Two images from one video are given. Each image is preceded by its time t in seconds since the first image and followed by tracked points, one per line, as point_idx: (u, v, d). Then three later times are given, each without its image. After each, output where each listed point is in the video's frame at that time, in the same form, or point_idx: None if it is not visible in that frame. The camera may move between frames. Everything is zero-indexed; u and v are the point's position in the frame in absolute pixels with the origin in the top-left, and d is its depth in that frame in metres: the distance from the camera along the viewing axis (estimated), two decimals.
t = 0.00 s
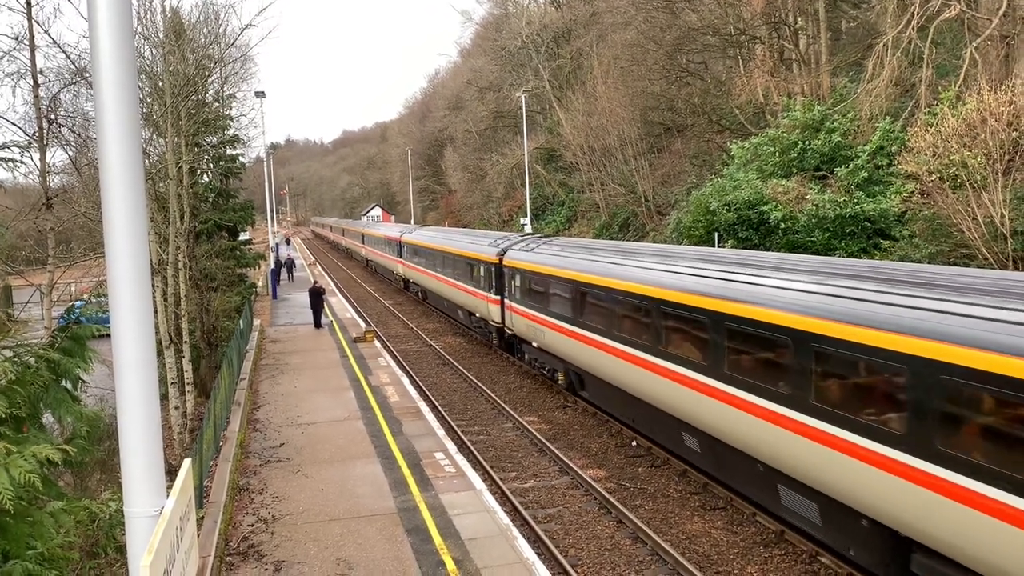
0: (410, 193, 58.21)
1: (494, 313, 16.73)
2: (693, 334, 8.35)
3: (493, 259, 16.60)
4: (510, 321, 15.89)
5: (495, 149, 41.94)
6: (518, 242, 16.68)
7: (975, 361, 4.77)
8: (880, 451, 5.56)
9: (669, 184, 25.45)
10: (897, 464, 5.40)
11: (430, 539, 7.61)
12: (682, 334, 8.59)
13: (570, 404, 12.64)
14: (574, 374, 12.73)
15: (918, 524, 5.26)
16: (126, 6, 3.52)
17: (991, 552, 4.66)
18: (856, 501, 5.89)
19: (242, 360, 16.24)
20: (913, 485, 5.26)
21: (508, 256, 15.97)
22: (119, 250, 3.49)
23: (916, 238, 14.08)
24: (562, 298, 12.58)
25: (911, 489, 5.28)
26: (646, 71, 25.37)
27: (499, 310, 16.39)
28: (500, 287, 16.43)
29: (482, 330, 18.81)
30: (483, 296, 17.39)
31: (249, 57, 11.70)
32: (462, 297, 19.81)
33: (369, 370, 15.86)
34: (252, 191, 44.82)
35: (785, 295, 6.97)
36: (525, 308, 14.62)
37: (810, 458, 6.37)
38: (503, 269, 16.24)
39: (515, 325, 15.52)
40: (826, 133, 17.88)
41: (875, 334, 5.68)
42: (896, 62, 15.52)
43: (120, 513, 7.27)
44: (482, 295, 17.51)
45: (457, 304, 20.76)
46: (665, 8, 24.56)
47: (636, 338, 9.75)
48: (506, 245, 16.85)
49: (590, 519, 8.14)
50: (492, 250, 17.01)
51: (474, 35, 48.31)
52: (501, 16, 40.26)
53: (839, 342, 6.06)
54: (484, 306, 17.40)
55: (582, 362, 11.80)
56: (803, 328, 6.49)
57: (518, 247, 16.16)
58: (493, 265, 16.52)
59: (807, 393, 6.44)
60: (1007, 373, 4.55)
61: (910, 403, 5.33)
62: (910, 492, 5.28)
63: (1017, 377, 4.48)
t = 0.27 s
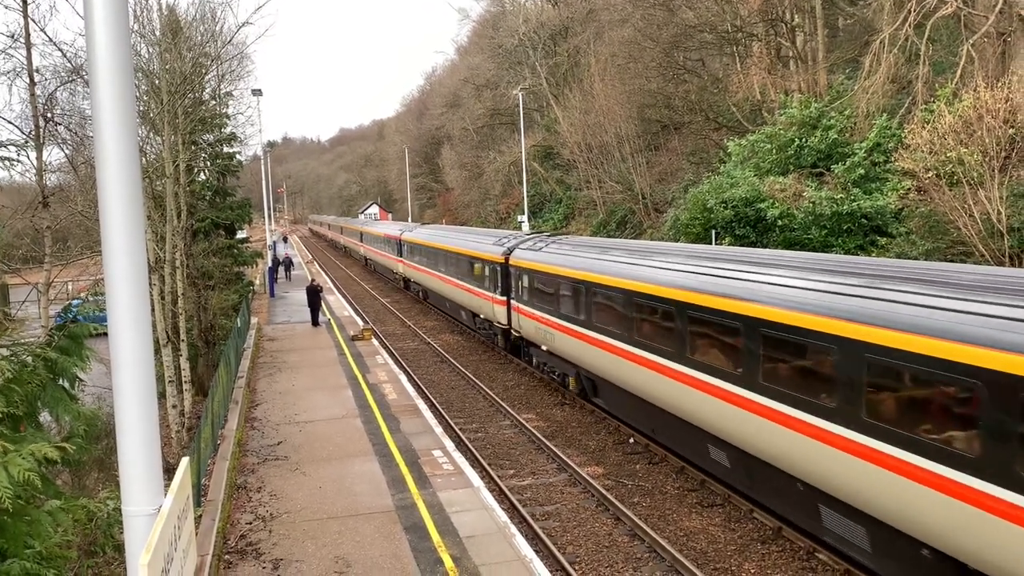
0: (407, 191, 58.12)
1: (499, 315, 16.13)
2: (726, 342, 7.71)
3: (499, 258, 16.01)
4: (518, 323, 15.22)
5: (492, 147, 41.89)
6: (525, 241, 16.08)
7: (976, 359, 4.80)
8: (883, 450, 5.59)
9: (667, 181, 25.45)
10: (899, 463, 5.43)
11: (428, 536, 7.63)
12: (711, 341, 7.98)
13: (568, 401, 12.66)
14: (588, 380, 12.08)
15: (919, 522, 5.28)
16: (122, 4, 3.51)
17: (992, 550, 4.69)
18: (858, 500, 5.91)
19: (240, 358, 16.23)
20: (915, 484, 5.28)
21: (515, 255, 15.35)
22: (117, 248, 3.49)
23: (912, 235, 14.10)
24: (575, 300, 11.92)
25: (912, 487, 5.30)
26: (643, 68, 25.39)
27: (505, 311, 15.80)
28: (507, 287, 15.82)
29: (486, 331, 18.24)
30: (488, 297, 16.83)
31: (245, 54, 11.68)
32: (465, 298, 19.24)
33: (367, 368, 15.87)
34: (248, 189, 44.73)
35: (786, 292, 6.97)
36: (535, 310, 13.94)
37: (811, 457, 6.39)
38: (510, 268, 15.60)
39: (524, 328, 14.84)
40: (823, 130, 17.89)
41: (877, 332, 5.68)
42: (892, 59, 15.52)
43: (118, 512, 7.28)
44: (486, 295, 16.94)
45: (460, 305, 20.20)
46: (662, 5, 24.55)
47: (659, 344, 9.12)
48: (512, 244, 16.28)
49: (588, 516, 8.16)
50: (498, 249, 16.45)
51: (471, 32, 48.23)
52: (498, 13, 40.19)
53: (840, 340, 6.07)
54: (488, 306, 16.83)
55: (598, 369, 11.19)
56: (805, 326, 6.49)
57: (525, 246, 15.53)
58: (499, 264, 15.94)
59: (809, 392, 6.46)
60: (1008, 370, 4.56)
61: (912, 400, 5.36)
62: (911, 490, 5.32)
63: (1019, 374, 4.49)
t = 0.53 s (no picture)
0: (404, 190, 58.07)
1: (504, 316, 15.54)
2: (759, 349, 7.04)
3: (504, 257, 15.46)
4: (526, 326, 14.56)
5: (490, 145, 41.86)
6: (531, 240, 15.51)
7: (963, 353, 4.78)
8: (873, 444, 5.55)
9: (664, 180, 25.46)
10: (888, 457, 5.40)
11: (425, 535, 7.64)
12: (742, 347, 7.31)
13: (565, 400, 12.66)
14: (602, 388, 11.40)
15: (909, 517, 5.25)
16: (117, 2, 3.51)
17: (981, 544, 4.66)
18: (850, 495, 5.87)
19: (237, 357, 16.21)
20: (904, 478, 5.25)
21: (522, 255, 14.74)
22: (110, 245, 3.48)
23: (909, 233, 14.13)
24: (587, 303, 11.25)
25: (902, 482, 5.27)
26: (640, 67, 25.44)
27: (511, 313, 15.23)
28: (513, 288, 15.22)
29: (490, 332, 17.69)
30: (492, 297, 16.30)
31: (241, 53, 11.66)
32: (467, 298, 18.70)
33: (364, 366, 15.86)
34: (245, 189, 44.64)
35: (781, 289, 6.91)
36: (545, 313, 13.23)
37: (804, 452, 6.35)
38: (517, 269, 14.96)
39: (533, 332, 14.14)
40: (820, 128, 17.92)
41: (870, 328, 5.64)
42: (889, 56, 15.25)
43: (115, 511, 7.28)
44: (490, 296, 16.41)
45: (462, 305, 19.66)
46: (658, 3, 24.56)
47: (684, 352, 8.40)
48: (518, 243, 15.71)
49: (586, 514, 8.17)
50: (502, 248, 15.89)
51: (467, 31, 48.20)
52: (495, 11, 40.16)
53: (834, 336, 6.02)
54: (493, 307, 16.29)
55: (613, 376, 10.51)
56: (800, 322, 6.43)
57: (532, 245, 14.88)
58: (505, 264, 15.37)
59: (800, 386, 6.45)
60: (996, 364, 4.54)
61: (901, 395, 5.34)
62: (900, 484, 5.29)
63: (1008, 368, 4.46)
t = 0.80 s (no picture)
0: (401, 189, 58.01)
1: (511, 319, 15.00)
2: (799, 360, 6.52)
3: (511, 258, 14.93)
4: (535, 330, 13.98)
5: (486, 144, 41.83)
6: (539, 240, 14.98)
7: (965, 353, 4.82)
8: (875, 444, 5.59)
9: (660, 178, 25.47)
10: (890, 457, 5.44)
11: (423, 533, 7.65)
12: (780, 358, 6.79)
13: (562, 398, 12.68)
14: (616, 396, 10.88)
15: (910, 516, 5.29)
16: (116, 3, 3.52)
17: (981, 543, 4.70)
18: (851, 495, 5.91)
19: (233, 356, 16.20)
20: (905, 478, 5.29)
21: (530, 256, 14.18)
22: (110, 245, 3.49)
23: (905, 232, 14.18)
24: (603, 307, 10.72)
25: (902, 481, 5.32)
26: (637, 65, 25.50)
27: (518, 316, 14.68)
28: (521, 290, 14.68)
29: (494, 336, 17.16)
30: (497, 300, 15.77)
31: (238, 51, 11.66)
32: (470, 300, 18.16)
33: (361, 365, 15.85)
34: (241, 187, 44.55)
35: (784, 290, 6.89)
36: (556, 317, 12.67)
37: (806, 452, 6.37)
38: (526, 271, 14.38)
39: (542, 336, 13.57)
40: (816, 127, 17.95)
41: (874, 329, 5.64)
42: (885, 55, 15.38)
43: (112, 510, 7.29)
44: (495, 298, 15.89)
45: (465, 307, 19.13)
46: (655, 2, 24.57)
47: (713, 361, 7.86)
48: (525, 243, 15.18)
49: (583, 512, 8.20)
50: (509, 249, 15.37)
51: (464, 29, 48.16)
52: (491, 10, 40.14)
53: (837, 337, 6.03)
54: (498, 310, 15.76)
55: (629, 384, 10.00)
56: (804, 323, 6.43)
57: (540, 246, 14.31)
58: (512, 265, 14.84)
59: (802, 387, 6.48)
60: (999, 365, 4.56)
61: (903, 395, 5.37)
62: (901, 484, 5.33)
63: (1010, 369, 4.49)
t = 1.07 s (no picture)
0: (398, 187, 57.95)
1: (518, 323, 14.33)
2: (845, 371, 5.91)
3: (518, 259, 14.26)
4: (544, 335, 13.31)
5: (484, 143, 41.82)
6: (548, 240, 14.29)
7: (959, 349, 4.80)
8: (872, 442, 5.55)
9: (658, 177, 25.48)
10: (888, 455, 5.40)
11: (420, 532, 7.65)
12: (822, 369, 6.17)
13: (560, 397, 12.68)
14: (633, 405, 10.26)
15: (908, 514, 5.27)
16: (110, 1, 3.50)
17: (979, 542, 4.67)
18: (850, 493, 5.88)
19: (230, 356, 16.16)
20: (903, 476, 5.26)
21: (539, 257, 13.52)
22: (104, 244, 3.47)
23: (902, 230, 14.21)
24: (618, 311, 10.08)
25: (898, 479, 5.31)
26: (634, 64, 25.49)
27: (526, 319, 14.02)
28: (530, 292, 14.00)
29: (500, 339, 16.50)
30: (503, 302, 15.11)
31: (234, 50, 11.62)
32: (474, 301, 17.50)
33: (358, 364, 15.83)
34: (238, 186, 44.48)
35: (784, 288, 6.82)
36: (567, 321, 12.00)
37: (806, 450, 6.34)
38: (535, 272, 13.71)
39: (552, 342, 12.89)
40: (813, 125, 17.97)
41: (874, 327, 5.58)
42: (882, 54, 15.35)
43: (108, 510, 7.27)
44: (501, 300, 15.22)
45: (469, 309, 18.45)
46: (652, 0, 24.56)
47: (745, 371, 7.23)
48: (533, 243, 14.47)
49: (580, 511, 8.20)
50: (516, 249, 14.69)
51: (461, 28, 48.12)
52: (488, 8, 40.10)
53: (838, 335, 5.97)
54: (504, 312, 15.10)
55: (646, 393, 9.40)
56: (805, 321, 6.36)
57: (550, 246, 13.61)
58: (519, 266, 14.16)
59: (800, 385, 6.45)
60: (998, 363, 4.52)
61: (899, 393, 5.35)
62: (899, 482, 5.30)
63: (1008, 367, 4.45)
